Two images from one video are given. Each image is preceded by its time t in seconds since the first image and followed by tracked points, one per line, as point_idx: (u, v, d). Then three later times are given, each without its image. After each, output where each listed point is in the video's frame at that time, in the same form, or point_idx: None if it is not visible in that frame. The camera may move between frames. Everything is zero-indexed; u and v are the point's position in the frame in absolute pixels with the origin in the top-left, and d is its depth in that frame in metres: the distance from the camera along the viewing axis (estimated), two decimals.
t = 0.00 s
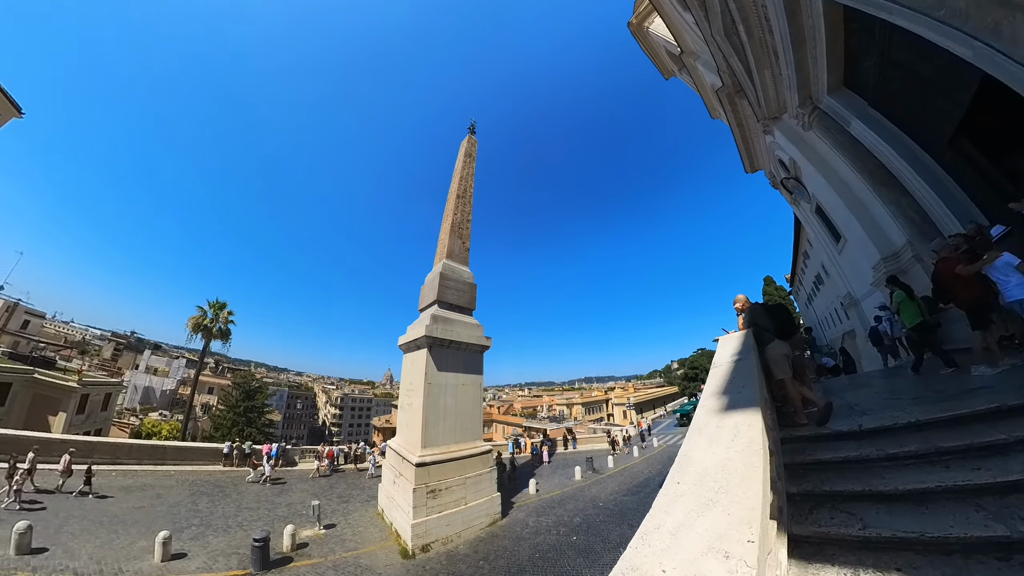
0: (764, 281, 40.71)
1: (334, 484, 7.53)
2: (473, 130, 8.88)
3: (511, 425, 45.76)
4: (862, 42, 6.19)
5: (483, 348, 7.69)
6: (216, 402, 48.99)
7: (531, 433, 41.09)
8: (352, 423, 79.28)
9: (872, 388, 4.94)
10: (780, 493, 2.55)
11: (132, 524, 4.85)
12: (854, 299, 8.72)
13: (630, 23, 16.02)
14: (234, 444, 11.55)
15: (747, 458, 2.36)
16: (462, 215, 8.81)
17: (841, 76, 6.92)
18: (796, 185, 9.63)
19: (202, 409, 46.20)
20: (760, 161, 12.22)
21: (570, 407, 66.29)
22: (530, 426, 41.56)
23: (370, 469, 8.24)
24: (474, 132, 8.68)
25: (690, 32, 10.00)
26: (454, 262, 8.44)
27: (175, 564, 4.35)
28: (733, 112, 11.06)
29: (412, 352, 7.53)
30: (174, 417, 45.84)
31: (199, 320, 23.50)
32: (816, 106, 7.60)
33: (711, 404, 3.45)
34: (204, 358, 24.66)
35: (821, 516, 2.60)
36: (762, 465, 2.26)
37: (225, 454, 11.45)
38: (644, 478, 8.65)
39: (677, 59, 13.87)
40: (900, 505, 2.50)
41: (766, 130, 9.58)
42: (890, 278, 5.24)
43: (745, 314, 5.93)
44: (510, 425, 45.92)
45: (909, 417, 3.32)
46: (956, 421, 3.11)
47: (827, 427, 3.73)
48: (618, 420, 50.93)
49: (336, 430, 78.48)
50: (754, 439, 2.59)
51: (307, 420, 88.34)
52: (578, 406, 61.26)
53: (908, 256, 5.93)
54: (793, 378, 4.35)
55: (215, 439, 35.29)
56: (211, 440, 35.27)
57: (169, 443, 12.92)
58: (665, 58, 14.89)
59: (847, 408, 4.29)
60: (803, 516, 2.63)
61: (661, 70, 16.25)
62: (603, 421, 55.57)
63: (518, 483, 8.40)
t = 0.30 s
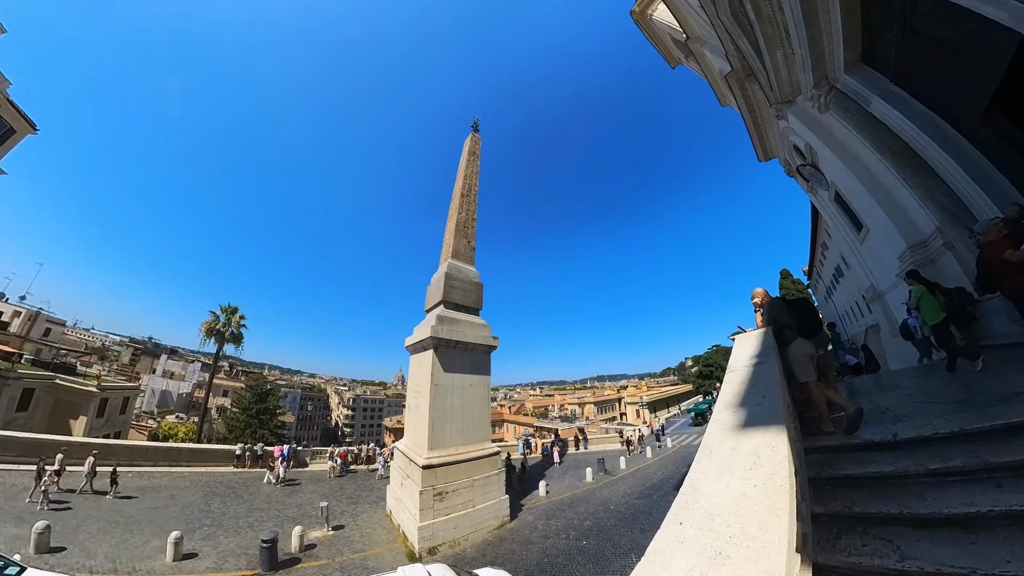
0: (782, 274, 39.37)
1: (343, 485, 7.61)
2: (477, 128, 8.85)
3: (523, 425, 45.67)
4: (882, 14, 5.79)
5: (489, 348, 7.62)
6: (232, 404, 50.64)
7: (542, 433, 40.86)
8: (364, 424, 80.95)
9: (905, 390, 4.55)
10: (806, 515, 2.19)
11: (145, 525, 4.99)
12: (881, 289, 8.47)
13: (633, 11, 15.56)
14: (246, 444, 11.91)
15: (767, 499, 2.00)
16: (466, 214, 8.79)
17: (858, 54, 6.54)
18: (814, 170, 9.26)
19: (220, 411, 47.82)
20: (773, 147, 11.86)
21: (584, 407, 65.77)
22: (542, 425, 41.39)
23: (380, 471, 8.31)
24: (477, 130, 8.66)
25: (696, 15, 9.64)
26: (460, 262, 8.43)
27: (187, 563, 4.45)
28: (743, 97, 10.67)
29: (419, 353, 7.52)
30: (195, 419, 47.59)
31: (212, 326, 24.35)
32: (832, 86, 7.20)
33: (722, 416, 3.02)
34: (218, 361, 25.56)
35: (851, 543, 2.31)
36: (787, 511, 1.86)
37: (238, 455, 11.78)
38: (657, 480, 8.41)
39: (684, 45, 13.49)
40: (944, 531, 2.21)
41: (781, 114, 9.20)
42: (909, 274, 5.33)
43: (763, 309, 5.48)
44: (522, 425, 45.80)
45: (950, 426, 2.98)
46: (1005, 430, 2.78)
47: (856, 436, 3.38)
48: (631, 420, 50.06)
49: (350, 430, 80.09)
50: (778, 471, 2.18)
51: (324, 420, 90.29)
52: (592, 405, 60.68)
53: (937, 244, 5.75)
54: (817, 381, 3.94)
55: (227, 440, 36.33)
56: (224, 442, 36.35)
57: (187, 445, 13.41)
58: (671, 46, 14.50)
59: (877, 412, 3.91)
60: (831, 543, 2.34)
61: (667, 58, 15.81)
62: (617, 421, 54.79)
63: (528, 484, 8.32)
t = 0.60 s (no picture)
0: (801, 268, 37.91)
1: (353, 487, 7.70)
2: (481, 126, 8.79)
3: (534, 425, 45.57)
4: None
5: (497, 349, 7.55)
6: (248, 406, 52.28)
7: (555, 433, 40.63)
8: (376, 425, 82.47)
9: (943, 392, 4.20)
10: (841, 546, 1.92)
11: (161, 526, 5.14)
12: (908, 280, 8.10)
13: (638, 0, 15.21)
14: (259, 447, 12.25)
15: (800, 548, 1.71)
16: (472, 214, 8.75)
17: (875, 29, 6.17)
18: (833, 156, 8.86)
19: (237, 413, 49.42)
20: (788, 133, 11.44)
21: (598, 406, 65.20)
22: (553, 425, 41.21)
23: (391, 472, 8.39)
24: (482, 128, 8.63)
25: None
26: (466, 262, 8.39)
27: (200, 563, 4.55)
28: (755, 83, 10.28)
29: (427, 355, 7.50)
30: (213, 421, 49.33)
31: (225, 330, 25.15)
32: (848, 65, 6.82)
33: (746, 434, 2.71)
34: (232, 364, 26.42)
35: (888, 571, 2.06)
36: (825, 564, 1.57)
37: (252, 456, 12.10)
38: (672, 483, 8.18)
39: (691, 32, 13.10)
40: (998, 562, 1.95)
41: (795, 98, 8.81)
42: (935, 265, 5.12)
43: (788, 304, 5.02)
44: (533, 425, 45.68)
45: (1000, 437, 2.66)
46: None
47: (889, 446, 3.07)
48: (644, 419, 49.28)
49: (363, 431, 81.57)
50: (816, 513, 1.89)
51: (340, 421, 92.23)
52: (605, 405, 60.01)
53: (970, 231, 5.44)
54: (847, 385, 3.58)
55: (242, 442, 37.42)
56: (239, 443, 37.47)
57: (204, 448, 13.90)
58: (677, 34, 14.11)
59: (913, 418, 3.56)
60: (866, 570, 2.09)
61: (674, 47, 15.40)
62: (630, 420, 54.03)
63: (540, 486, 8.25)
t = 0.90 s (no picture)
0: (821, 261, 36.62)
1: (364, 488, 7.78)
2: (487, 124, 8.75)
3: (545, 425, 45.43)
4: None
5: (506, 349, 7.49)
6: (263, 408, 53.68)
7: (566, 433, 40.46)
8: (389, 425, 83.58)
9: (980, 392, 3.91)
10: None
11: (177, 526, 5.26)
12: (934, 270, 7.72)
13: None
14: (273, 448, 12.63)
15: None
16: (478, 213, 8.70)
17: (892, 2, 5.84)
18: (851, 141, 8.50)
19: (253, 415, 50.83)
20: (802, 118, 11.09)
21: (612, 405, 64.55)
22: (564, 425, 41.05)
23: (403, 473, 8.48)
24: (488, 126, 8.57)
25: None
26: (474, 262, 8.36)
27: (215, 562, 4.66)
28: (766, 69, 9.93)
29: (437, 356, 7.50)
30: (231, 423, 51.00)
31: (239, 334, 25.87)
32: (865, 43, 6.49)
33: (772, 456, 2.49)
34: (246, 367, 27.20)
35: None
36: None
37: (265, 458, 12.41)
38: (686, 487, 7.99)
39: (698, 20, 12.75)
40: None
41: (810, 81, 8.47)
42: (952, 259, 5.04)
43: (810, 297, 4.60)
44: (545, 425, 45.52)
45: None
46: None
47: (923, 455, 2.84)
48: (659, 418, 48.47)
49: (376, 431, 83.03)
50: (852, 555, 1.68)
51: (354, 422, 93.79)
52: (618, 404, 59.32)
53: (1003, 217, 5.10)
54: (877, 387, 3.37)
55: (257, 444, 38.36)
56: (253, 445, 38.41)
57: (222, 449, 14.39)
58: (683, 22, 13.75)
59: (949, 423, 3.31)
60: None
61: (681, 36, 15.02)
62: (644, 419, 53.29)
63: (552, 487, 8.23)
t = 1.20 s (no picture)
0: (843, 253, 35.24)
1: (375, 490, 7.85)
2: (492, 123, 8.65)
3: (557, 424, 45.19)
4: None
5: (515, 351, 7.42)
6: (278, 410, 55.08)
7: (579, 433, 40.20)
8: (402, 425, 84.80)
9: (1023, 400, 3.63)
10: None
11: (193, 527, 5.49)
12: (965, 263, 7.28)
13: None
14: (286, 451, 12.95)
15: None
16: (485, 214, 8.63)
17: None
18: (873, 127, 8.05)
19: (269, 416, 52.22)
20: (820, 103, 10.60)
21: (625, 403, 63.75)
22: (576, 425, 40.73)
23: (413, 475, 8.55)
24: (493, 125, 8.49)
25: None
26: (481, 263, 8.30)
27: (228, 564, 4.76)
28: (778, 53, 9.53)
29: (445, 359, 7.48)
30: (248, 425, 52.54)
31: (253, 338, 26.58)
32: (887, 21, 6.08)
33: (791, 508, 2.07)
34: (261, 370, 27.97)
35: None
36: None
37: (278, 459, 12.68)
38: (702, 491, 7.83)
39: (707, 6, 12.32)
40: None
41: (828, 64, 8.04)
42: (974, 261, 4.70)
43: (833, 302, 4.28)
44: (557, 425, 45.34)
45: None
46: None
47: (964, 479, 2.59)
48: (673, 417, 47.60)
49: (386, 432, 84.53)
50: None
51: (369, 421, 95.33)
52: (632, 403, 58.47)
53: None
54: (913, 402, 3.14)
55: (271, 445, 39.30)
56: (268, 446, 39.38)
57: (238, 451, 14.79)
58: (690, 10, 13.34)
59: (989, 439, 3.05)
60: None
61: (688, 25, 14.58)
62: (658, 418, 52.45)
63: (563, 491, 8.14)
